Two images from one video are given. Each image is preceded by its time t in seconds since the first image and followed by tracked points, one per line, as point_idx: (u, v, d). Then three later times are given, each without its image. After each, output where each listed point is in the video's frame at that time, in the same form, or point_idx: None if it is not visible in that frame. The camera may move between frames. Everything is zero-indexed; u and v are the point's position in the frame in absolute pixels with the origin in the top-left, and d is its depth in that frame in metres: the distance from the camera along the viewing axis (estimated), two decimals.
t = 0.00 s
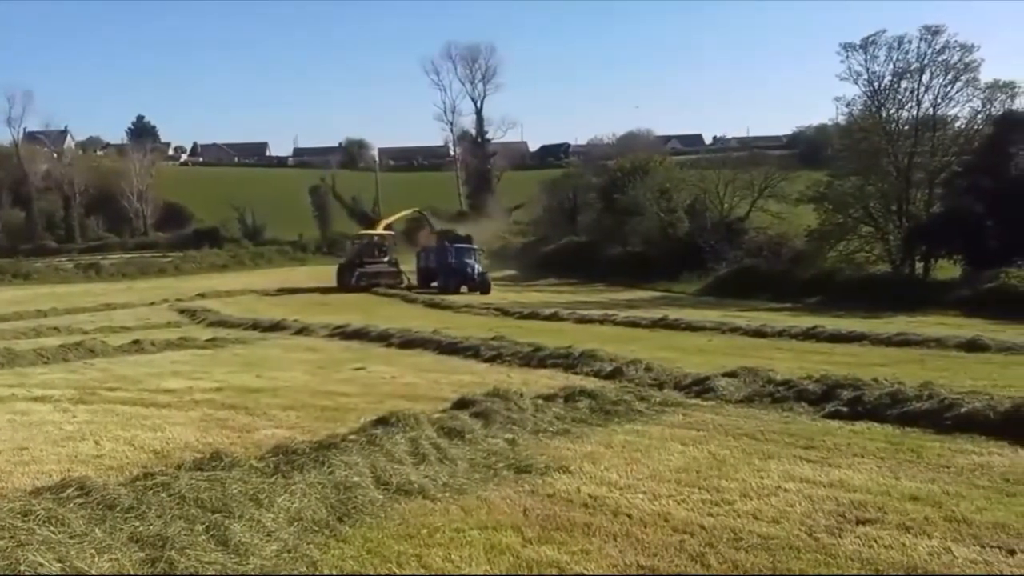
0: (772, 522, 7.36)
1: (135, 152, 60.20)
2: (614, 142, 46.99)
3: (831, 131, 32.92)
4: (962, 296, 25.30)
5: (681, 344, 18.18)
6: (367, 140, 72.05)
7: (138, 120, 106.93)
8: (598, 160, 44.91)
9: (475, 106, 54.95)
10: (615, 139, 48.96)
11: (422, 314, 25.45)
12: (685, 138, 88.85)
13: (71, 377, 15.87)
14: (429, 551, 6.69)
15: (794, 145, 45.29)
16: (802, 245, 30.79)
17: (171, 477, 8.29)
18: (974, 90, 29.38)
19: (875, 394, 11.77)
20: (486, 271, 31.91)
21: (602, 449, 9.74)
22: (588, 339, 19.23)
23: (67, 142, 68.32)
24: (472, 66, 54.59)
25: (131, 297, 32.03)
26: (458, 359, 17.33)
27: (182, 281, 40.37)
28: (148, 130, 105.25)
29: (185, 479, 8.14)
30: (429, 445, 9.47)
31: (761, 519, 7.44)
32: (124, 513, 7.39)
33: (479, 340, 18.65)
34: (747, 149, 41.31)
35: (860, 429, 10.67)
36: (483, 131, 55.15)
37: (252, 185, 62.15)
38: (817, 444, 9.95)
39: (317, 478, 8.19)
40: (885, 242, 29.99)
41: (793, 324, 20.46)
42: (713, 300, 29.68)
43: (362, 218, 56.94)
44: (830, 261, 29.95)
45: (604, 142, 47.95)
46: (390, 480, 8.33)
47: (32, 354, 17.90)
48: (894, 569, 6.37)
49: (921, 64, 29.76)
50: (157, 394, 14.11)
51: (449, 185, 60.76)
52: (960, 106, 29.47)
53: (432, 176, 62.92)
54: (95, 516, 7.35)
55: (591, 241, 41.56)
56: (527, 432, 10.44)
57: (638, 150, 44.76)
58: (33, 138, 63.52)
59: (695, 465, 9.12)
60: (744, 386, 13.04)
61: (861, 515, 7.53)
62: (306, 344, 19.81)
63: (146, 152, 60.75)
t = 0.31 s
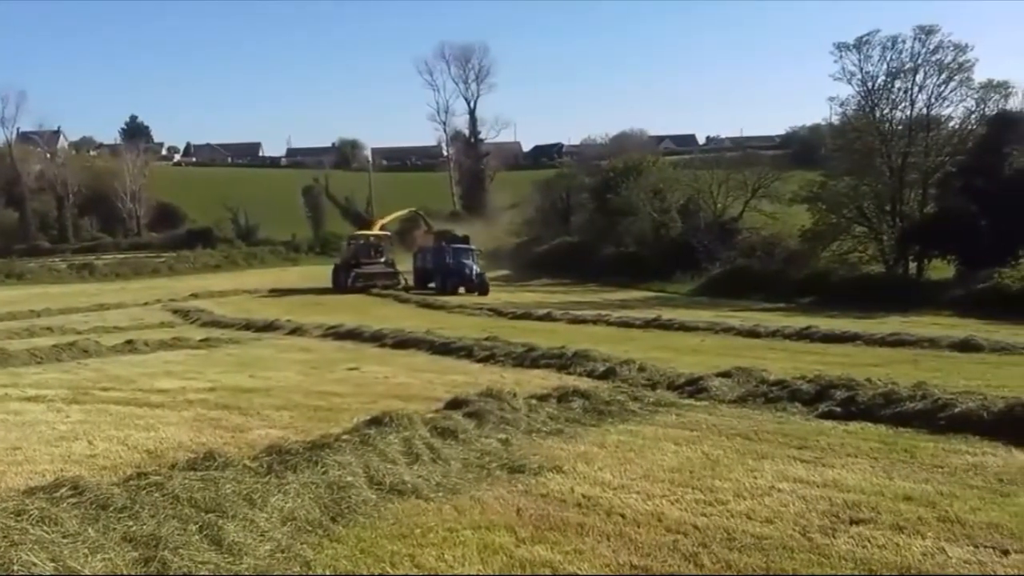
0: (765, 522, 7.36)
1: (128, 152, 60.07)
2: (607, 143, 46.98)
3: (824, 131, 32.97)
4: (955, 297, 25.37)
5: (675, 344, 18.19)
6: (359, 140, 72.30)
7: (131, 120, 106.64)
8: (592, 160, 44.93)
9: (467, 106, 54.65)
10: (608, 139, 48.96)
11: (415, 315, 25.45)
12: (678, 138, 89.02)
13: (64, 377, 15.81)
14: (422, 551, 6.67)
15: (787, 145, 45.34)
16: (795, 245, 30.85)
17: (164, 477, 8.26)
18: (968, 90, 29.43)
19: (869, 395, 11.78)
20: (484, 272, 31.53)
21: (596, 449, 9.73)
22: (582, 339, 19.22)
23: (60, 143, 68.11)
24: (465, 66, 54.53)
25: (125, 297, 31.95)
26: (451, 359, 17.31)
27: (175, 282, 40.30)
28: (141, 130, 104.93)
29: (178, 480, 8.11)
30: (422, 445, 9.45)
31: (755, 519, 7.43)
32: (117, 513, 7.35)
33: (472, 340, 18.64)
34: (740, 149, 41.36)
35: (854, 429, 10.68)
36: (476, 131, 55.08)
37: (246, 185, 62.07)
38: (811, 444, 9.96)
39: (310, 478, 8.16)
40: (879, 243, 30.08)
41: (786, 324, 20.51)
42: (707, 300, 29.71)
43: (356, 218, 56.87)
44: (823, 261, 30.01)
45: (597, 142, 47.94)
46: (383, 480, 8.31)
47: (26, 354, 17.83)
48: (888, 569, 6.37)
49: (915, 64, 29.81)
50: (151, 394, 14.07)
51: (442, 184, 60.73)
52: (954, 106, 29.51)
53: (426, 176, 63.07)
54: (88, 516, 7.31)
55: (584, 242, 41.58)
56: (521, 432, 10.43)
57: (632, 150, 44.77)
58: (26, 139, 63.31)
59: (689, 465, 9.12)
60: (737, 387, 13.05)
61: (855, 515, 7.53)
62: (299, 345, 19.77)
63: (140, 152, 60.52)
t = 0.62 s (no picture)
0: (758, 522, 7.36)
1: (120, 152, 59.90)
2: (600, 143, 46.98)
3: (817, 131, 33.04)
4: (948, 297, 25.43)
5: (668, 344, 18.21)
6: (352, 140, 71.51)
7: (123, 119, 106.44)
8: (585, 160, 45.05)
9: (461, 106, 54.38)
10: (601, 139, 48.99)
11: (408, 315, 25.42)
12: (671, 138, 89.16)
13: (57, 377, 15.75)
14: (415, 551, 6.65)
15: (780, 145, 45.38)
16: (788, 246, 30.90)
17: (157, 477, 8.23)
18: (960, 90, 29.53)
19: (862, 395, 11.79)
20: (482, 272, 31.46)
21: (589, 449, 9.72)
22: (575, 339, 19.22)
23: (52, 142, 67.90)
24: (458, 66, 54.49)
25: (118, 297, 31.86)
26: (444, 359, 17.29)
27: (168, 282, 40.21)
28: (133, 131, 104.67)
29: (171, 480, 8.08)
30: (415, 445, 9.43)
31: (747, 520, 7.43)
32: (110, 513, 7.32)
33: (465, 340, 18.62)
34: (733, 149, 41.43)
35: (846, 429, 10.68)
36: (469, 131, 55.00)
37: (239, 185, 61.98)
38: (803, 444, 9.96)
39: (303, 478, 8.13)
40: (872, 243, 30.15)
41: (779, 324, 20.53)
42: (700, 300, 29.74)
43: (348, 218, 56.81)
44: (816, 261, 30.06)
45: (590, 142, 47.95)
46: (376, 480, 8.28)
47: (18, 354, 17.76)
48: (881, 569, 6.36)
49: (908, 64, 29.88)
50: (144, 394, 14.02)
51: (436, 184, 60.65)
52: (947, 106, 29.61)
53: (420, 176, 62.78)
54: (80, 516, 7.28)
55: (577, 241, 41.55)
56: (514, 432, 10.42)
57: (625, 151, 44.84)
58: (19, 138, 63.10)
59: (682, 465, 9.12)
60: (730, 386, 13.04)
61: (848, 515, 7.53)
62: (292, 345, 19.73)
63: (134, 152, 60.38)
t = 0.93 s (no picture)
0: (751, 522, 7.37)
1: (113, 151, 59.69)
2: (594, 143, 46.93)
3: (811, 131, 33.08)
4: (941, 297, 25.50)
5: (662, 344, 18.22)
6: (347, 140, 72.00)
7: (117, 118, 106.16)
8: (579, 160, 44.91)
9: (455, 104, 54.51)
10: (596, 139, 48.98)
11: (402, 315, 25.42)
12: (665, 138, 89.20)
13: (49, 378, 15.71)
14: (409, 552, 6.66)
15: (774, 145, 45.41)
16: (782, 246, 30.95)
17: (150, 477, 8.22)
18: (953, 91, 29.61)
19: (855, 394, 11.82)
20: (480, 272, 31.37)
21: (583, 449, 9.73)
22: (569, 339, 19.24)
23: (46, 142, 67.69)
24: (452, 66, 54.42)
25: (111, 297, 31.79)
26: (438, 359, 17.29)
27: (161, 281, 40.12)
28: (127, 130, 104.44)
29: (164, 479, 8.08)
30: (409, 445, 9.43)
31: (740, 519, 7.45)
32: (102, 513, 7.32)
33: (459, 340, 18.61)
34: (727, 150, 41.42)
35: (839, 429, 10.69)
36: (463, 131, 54.88)
37: (233, 185, 61.81)
38: (796, 444, 9.97)
39: (297, 478, 8.14)
40: (865, 243, 30.23)
41: (773, 324, 20.56)
42: (694, 300, 29.78)
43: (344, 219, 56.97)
44: (809, 261, 30.12)
45: (585, 142, 47.93)
46: (370, 480, 8.29)
47: (10, 354, 17.71)
48: (874, 569, 6.38)
49: (901, 65, 29.94)
50: (137, 394, 13.99)
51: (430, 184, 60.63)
52: (940, 107, 29.68)
53: (414, 176, 62.89)
54: (73, 516, 7.27)
55: (571, 241, 41.53)
56: (508, 432, 10.42)
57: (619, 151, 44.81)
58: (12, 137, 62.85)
59: (675, 465, 9.12)
60: (724, 386, 13.06)
61: (840, 515, 7.55)
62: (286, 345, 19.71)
63: (127, 152, 60.17)
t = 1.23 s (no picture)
0: (745, 521, 7.38)
1: (106, 151, 59.48)
2: (590, 144, 46.90)
3: (805, 131, 33.10)
4: (934, 297, 25.56)
5: (656, 344, 18.23)
6: (341, 140, 71.89)
7: (110, 117, 105.87)
8: (574, 160, 44.80)
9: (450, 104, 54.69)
10: (590, 139, 48.95)
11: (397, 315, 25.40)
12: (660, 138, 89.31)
13: (42, 378, 15.69)
14: (403, 552, 6.67)
15: (769, 145, 45.37)
16: (775, 246, 31.02)
17: (143, 478, 8.21)
18: (947, 92, 29.67)
19: (849, 394, 11.84)
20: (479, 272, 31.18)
21: (577, 449, 9.73)
22: (563, 339, 19.25)
23: (39, 141, 67.50)
24: (448, 66, 54.42)
25: (104, 297, 31.73)
26: (433, 359, 17.29)
27: (155, 281, 40.03)
28: (121, 128, 104.13)
29: (158, 480, 8.09)
30: (404, 445, 9.43)
31: (735, 519, 7.45)
32: (96, 513, 7.32)
33: (454, 340, 18.61)
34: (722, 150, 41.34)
35: (833, 429, 10.69)
36: (458, 131, 54.85)
37: (227, 185, 61.66)
38: (790, 444, 9.98)
39: (291, 478, 8.14)
40: (858, 244, 30.30)
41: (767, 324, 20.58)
42: (688, 299, 29.83)
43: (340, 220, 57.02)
44: (803, 261, 30.20)
45: (580, 142, 47.90)
46: (365, 480, 8.29)
47: (3, 354, 17.67)
48: (868, 569, 6.38)
49: (895, 66, 30.00)
50: (130, 394, 13.97)
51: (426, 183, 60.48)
52: (933, 108, 29.75)
53: (410, 175, 62.73)
54: (66, 517, 7.28)
55: (566, 241, 41.48)
56: (503, 432, 10.43)
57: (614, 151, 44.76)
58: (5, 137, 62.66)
59: (670, 465, 9.13)
60: (718, 386, 13.07)
61: (834, 515, 7.55)
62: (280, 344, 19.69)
63: (121, 152, 60.03)
